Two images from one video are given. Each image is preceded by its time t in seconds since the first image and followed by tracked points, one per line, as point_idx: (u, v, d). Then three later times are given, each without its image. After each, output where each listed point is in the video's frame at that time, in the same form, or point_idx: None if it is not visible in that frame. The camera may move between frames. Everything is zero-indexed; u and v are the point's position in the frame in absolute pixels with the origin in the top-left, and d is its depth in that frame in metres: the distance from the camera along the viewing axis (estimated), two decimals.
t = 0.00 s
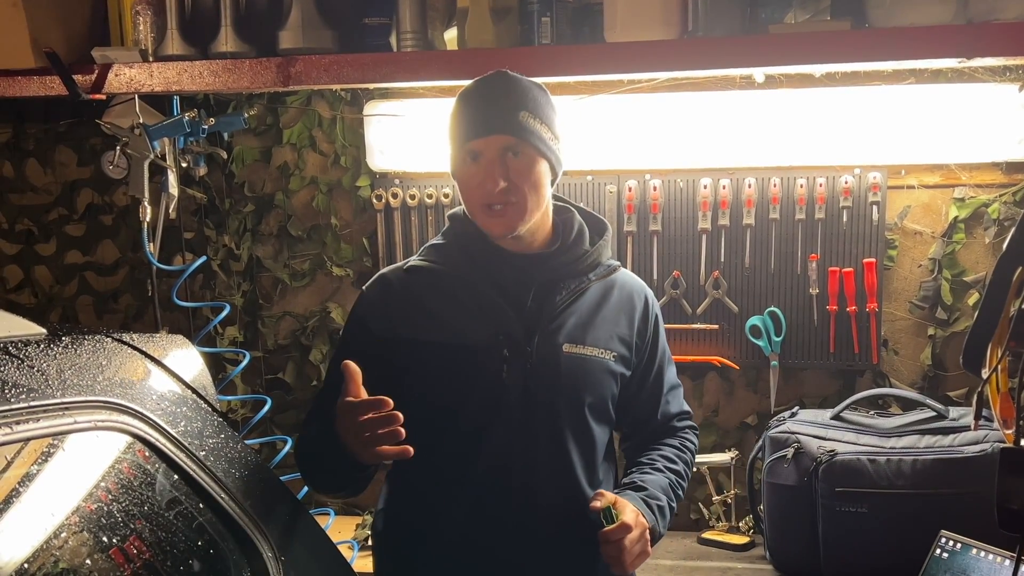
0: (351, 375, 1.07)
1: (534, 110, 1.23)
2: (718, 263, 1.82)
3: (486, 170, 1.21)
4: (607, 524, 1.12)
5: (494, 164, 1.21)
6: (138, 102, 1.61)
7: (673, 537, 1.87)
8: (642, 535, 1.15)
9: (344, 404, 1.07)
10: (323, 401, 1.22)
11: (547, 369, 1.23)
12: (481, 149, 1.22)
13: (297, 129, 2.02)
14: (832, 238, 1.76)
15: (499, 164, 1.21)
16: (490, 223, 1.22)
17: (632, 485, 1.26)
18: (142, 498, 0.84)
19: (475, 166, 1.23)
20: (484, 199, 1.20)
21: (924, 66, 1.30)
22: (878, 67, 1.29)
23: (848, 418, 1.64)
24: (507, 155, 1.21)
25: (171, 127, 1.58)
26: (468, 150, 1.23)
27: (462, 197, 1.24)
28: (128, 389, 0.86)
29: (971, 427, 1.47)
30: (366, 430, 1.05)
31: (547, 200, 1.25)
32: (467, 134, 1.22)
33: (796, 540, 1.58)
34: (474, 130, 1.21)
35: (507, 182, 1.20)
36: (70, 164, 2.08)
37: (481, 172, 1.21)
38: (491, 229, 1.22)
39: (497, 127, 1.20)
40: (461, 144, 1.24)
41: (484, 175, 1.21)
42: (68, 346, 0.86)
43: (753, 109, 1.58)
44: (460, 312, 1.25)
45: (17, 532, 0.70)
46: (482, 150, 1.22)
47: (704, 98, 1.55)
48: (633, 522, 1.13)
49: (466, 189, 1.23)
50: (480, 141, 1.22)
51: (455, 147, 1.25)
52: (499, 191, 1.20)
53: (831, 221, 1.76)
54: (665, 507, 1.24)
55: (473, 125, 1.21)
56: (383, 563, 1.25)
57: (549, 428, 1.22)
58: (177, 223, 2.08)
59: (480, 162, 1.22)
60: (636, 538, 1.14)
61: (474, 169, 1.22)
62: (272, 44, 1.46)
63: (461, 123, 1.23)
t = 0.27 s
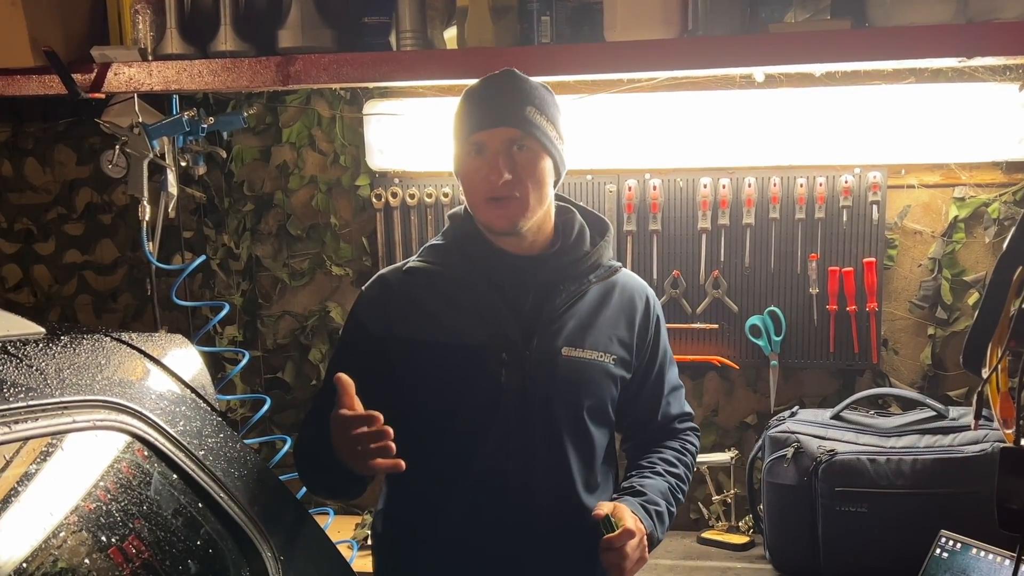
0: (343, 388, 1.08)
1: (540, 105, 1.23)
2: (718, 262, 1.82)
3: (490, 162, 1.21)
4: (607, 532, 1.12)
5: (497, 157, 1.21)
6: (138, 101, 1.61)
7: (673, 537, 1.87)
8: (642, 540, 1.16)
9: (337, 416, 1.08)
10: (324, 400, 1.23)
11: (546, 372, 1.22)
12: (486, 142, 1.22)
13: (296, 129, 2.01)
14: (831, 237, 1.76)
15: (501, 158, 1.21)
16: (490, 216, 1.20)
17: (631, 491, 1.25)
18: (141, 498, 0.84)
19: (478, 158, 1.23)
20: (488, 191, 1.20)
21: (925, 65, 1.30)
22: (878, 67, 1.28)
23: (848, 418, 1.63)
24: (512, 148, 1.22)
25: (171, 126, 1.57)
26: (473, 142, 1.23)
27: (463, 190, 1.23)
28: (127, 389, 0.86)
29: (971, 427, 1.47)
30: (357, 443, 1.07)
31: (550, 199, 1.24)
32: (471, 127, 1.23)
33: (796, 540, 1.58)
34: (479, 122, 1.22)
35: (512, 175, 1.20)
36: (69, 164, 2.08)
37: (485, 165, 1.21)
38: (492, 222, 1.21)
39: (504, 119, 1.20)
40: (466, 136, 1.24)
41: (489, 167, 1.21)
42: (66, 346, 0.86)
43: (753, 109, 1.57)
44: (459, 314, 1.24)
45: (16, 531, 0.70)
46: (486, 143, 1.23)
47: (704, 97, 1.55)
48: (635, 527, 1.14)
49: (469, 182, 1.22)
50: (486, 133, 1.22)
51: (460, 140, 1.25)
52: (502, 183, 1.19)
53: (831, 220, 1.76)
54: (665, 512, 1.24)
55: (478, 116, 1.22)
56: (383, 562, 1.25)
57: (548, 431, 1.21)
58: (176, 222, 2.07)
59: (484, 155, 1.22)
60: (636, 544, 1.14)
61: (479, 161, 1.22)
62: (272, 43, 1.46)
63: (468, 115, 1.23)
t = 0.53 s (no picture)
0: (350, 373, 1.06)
1: (553, 101, 1.24)
2: (717, 262, 1.82)
3: (503, 155, 1.22)
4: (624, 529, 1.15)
5: (510, 150, 1.22)
6: (138, 100, 1.61)
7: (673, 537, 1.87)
8: (659, 536, 1.18)
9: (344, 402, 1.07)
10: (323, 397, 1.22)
11: (549, 372, 1.22)
12: (499, 135, 1.23)
13: (296, 128, 2.02)
14: (831, 237, 1.76)
15: (517, 150, 1.21)
16: (505, 210, 1.20)
17: (638, 488, 1.26)
18: (141, 498, 0.84)
19: (490, 150, 1.23)
20: (500, 184, 1.20)
21: (925, 65, 1.30)
22: (878, 67, 1.28)
23: (848, 418, 1.63)
24: (524, 143, 1.23)
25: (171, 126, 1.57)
26: (485, 134, 1.24)
27: (474, 183, 1.23)
28: (127, 388, 0.86)
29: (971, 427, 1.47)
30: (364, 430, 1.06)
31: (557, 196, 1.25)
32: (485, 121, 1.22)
33: (796, 539, 1.58)
34: (493, 115, 1.22)
35: (525, 168, 1.20)
36: (69, 164, 2.08)
37: (498, 158, 1.22)
38: (505, 217, 1.21)
39: (518, 112, 1.21)
40: (478, 128, 1.24)
41: (502, 160, 1.21)
42: (66, 345, 0.86)
43: (754, 109, 1.57)
44: (461, 314, 1.24)
45: (16, 531, 0.70)
46: (499, 136, 1.23)
47: (705, 97, 1.55)
48: (652, 523, 1.16)
49: (480, 175, 1.22)
50: (499, 126, 1.22)
51: (471, 132, 1.25)
52: (515, 176, 1.19)
53: (831, 220, 1.76)
54: (673, 509, 1.25)
55: (492, 109, 1.22)
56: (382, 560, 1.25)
57: (550, 432, 1.21)
58: (176, 222, 2.07)
59: (496, 148, 1.23)
60: (653, 540, 1.16)
61: (491, 153, 1.23)
62: (272, 43, 1.46)
63: (480, 107, 1.23)
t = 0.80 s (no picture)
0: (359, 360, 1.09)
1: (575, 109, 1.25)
2: (717, 262, 1.82)
3: (532, 167, 1.20)
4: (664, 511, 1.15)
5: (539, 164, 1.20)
6: (138, 100, 1.61)
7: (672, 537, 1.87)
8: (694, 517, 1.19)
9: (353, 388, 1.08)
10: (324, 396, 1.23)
11: (552, 372, 1.22)
12: (527, 146, 1.21)
13: (296, 128, 2.02)
14: (831, 237, 1.76)
15: (547, 164, 1.20)
16: (527, 221, 1.21)
17: (660, 477, 1.26)
18: (141, 498, 0.84)
19: (517, 161, 1.21)
20: (529, 196, 1.19)
21: (924, 66, 1.30)
22: (878, 67, 1.28)
23: (847, 418, 1.64)
24: (553, 155, 1.21)
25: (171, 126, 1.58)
26: (512, 145, 1.21)
27: (499, 191, 1.22)
28: (127, 388, 0.86)
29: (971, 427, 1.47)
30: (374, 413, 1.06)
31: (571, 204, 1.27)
32: (518, 129, 1.20)
33: (795, 539, 1.58)
34: (528, 126, 1.20)
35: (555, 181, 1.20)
36: (69, 163, 2.08)
37: (527, 170, 1.20)
38: (526, 228, 1.21)
39: (548, 125, 1.20)
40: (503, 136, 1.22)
41: (532, 173, 1.20)
42: (67, 345, 0.86)
43: (753, 110, 1.57)
44: (463, 313, 1.24)
45: (16, 531, 0.70)
46: (528, 147, 1.21)
47: (704, 98, 1.55)
48: (689, 504, 1.17)
49: (506, 185, 1.21)
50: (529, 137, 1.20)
51: (493, 138, 1.23)
52: (546, 190, 1.19)
53: (831, 220, 1.76)
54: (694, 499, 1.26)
55: (522, 120, 1.20)
56: (382, 558, 1.26)
57: (553, 432, 1.21)
58: (176, 222, 2.07)
59: (524, 160, 1.21)
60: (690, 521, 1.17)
61: (519, 165, 1.21)
62: (272, 42, 1.46)
63: (508, 116, 1.20)
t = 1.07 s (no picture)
0: (340, 389, 1.07)
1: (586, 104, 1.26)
2: (717, 263, 1.82)
3: (546, 156, 1.20)
4: (685, 521, 1.15)
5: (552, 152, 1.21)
6: (137, 100, 1.61)
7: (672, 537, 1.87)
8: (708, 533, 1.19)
9: (335, 417, 1.06)
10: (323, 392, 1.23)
11: (560, 376, 1.22)
12: (540, 135, 1.22)
13: (296, 128, 2.02)
14: (831, 238, 1.76)
15: (558, 151, 1.21)
16: (538, 211, 1.20)
17: (668, 485, 1.26)
18: (141, 498, 0.84)
19: (529, 151, 1.22)
20: (542, 185, 1.19)
21: (923, 66, 1.30)
22: (877, 67, 1.28)
23: (847, 418, 1.63)
24: (565, 145, 1.22)
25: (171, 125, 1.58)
26: (525, 133, 1.22)
27: (511, 181, 1.22)
28: (127, 388, 0.86)
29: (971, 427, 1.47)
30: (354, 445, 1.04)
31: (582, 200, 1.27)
32: (529, 116, 1.21)
33: (795, 539, 1.58)
34: (541, 114, 1.20)
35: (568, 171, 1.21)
36: (68, 163, 2.08)
37: (540, 159, 1.20)
38: (538, 219, 1.21)
39: (562, 114, 1.21)
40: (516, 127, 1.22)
41: (545, 161, 1.20)
42: (66, 345, 0.86)
43: (753, 110, 1.57)
44: (470, 314, 1.23)
45: (16, 530, 0.70)
46: (540, 136, 1.22)
47: (704, 97, 1.55)
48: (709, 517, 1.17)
49: (518, 175, 1.21)
50: (543, 126, 1.21)
51: (505, 129, 1.23)
52: (559, 178, 1.19)
53: (831, 220, 1.76)
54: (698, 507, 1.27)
55: (535, 108, 1.20)
56: (383, 555, 1.26)
57: (558, 436, 1.21)
58: (176, 221, 2.07)
59: (537, 149, 1.21)
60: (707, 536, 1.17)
61: (532, 154, 1.21)
62: (271, 42, 1.46)
63: (520, 106, 1.21)
